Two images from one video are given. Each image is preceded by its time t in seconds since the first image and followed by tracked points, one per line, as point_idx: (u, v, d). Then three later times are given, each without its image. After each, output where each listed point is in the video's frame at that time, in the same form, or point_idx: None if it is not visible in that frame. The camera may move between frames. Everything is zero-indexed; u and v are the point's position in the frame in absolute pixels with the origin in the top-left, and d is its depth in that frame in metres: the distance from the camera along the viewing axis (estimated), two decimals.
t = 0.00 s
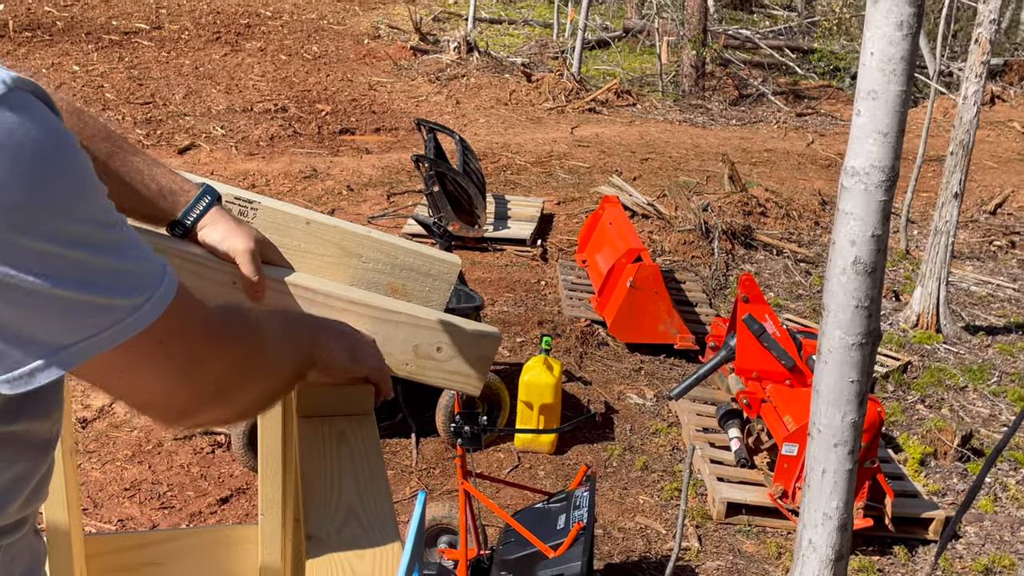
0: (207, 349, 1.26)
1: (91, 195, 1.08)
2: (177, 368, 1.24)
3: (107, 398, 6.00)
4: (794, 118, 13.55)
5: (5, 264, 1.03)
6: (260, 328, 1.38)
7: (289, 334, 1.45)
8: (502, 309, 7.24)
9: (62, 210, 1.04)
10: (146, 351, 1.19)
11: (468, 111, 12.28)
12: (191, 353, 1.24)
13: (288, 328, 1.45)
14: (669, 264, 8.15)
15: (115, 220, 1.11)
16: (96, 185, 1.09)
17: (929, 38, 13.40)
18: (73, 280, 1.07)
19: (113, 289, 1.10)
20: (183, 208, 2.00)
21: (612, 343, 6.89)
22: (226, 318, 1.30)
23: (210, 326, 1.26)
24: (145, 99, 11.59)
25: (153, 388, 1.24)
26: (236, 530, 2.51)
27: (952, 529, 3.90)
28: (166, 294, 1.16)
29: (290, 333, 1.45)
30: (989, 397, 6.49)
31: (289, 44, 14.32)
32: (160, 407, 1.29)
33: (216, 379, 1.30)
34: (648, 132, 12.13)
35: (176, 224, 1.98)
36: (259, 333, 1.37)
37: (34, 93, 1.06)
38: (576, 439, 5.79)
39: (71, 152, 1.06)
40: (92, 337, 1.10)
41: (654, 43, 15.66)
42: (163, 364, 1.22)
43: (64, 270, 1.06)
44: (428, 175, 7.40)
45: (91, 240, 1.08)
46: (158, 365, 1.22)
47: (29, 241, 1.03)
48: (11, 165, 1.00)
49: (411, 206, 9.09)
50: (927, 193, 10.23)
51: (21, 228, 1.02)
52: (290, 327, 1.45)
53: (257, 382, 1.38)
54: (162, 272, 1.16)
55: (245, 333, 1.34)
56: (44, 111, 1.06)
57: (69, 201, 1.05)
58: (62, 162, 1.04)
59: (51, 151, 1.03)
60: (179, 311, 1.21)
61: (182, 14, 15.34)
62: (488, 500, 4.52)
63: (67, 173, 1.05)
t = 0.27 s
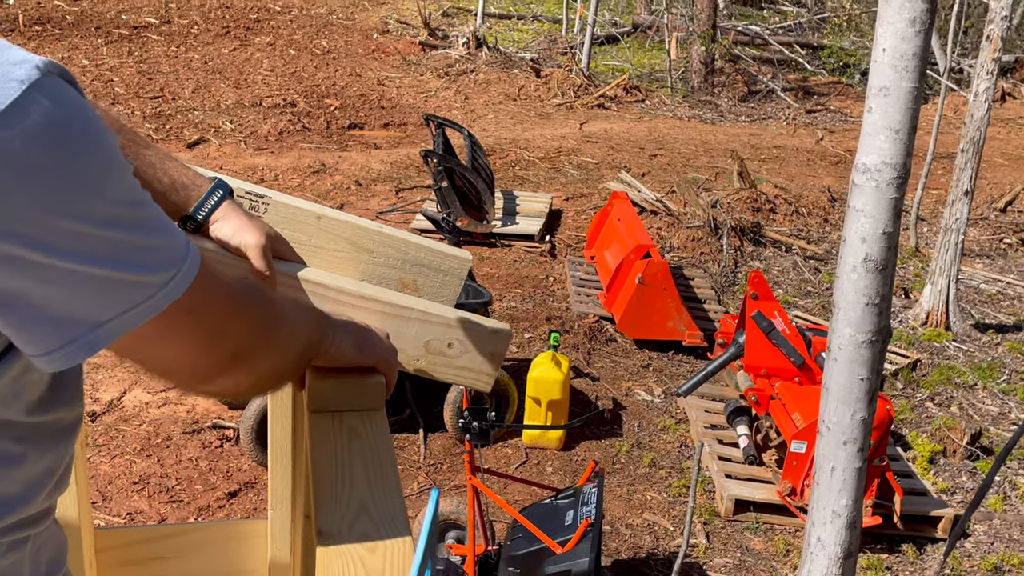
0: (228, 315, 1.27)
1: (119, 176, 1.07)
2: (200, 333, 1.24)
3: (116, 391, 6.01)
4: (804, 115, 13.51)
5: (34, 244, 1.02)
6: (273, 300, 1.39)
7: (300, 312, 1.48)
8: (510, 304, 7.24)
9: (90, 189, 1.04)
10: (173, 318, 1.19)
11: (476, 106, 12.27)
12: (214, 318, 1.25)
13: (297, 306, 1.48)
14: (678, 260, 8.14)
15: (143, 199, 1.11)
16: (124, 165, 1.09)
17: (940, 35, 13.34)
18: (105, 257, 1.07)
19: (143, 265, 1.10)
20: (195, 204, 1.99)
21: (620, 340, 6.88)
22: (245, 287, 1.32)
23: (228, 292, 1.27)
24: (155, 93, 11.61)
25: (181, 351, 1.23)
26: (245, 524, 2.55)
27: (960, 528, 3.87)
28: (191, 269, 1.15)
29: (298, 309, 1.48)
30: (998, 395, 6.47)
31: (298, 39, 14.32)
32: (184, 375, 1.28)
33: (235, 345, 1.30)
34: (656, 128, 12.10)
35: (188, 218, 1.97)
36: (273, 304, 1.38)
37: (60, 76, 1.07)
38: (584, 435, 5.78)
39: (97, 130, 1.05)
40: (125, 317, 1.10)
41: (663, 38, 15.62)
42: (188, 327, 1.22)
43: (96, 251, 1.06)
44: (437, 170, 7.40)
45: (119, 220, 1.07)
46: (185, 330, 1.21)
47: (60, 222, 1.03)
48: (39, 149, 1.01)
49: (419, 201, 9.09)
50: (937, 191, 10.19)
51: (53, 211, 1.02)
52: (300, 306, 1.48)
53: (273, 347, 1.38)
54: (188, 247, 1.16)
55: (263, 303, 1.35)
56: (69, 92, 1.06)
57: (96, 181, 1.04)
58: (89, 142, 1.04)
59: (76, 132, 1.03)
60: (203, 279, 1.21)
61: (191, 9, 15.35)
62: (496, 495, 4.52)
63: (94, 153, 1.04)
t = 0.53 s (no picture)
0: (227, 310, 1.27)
1: (126, 165, 1.08)
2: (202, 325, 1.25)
3: (123, 385, 6.04)
4: (811, 112, 13.48)
5: (43, 238, 1.03)
6: (280, 293, 1.40)
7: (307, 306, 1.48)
8: (516, 301, 7.24)
9: (97, 181, 1.04)
10: (178, 310, 1.20)
11: (483, 102, 12.27)
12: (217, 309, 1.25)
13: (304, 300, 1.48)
14: (684, 257, 8.13)
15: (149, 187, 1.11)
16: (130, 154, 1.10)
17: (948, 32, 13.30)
18: (116, 249, 1.08)
19: (151, 255, 1.11)
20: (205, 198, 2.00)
21: (626, 336, 6.88)
22: (251, 280, 1.32)
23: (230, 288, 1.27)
24: (162, 88, 11.63)
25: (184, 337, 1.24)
26: (251, 519, 2.55)
27: (965, 526, 3.86)
28: (198, 257, 1.17)
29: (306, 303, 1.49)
30: (1005, 393, 6.46)
31: (305, 34, 14.33)
32: (191, 363, 1.28)
33: (238, 336, 1.30)
34: (663, 124, 12.09)
35: (197, 213, 1.98)
36: (278, 296, 1.39)
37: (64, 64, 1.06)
38: (589, 431, 5.79)
39: (105, 121, 1.06)
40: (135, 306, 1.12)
41: (670, 35, 15.59)
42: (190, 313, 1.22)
43: (106, 242, 1.07)
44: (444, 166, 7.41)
45: (127, 210, 1.08)
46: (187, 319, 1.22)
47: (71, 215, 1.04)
48: (49, 142, 1.01)
49: (425, 197, 9.10)
50: (944, 188, 10.16)
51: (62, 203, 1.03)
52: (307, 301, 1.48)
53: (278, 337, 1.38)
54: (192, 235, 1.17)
55: (268, 296, 1.35)
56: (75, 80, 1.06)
57: (102, 172, 1.05)
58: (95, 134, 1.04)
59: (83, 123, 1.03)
60: (207, 270, 1.22)
61: (199, 4, 15.36)
62: (501, 491, 4.53)
63: (101, 144, 1.04)
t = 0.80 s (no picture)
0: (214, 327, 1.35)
1: (113, 185, 1.12)
2: (189, 339, 1.34)
3: (127, 381, 6.05)
4: (817, 110, 13.44)
5: (28, 259, 1.07)
6: (273, 303, 1.46)
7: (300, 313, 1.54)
8: (520, 298, 7.24)
9: (83, 202, 1.08)
10: (164, 323, 1.29)
11: (488, 99, 12.26)
12: (207, 324, 1.34)
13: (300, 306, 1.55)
14: (688, 255, 8.12)
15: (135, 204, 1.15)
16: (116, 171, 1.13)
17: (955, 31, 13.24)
18: (102, 267, 1.12)
19: (140, 271, 1.16)
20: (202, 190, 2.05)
21: (629, 334, 6.88)
22: (239, 291, 1.40)
23: (218, 305, 1.34)
24: (167, 84, 11.64)
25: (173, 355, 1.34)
26: (254, 517, 2.57)
27: (969, 526, 3.85)
28: (185, 270, 1.22)
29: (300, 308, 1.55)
30: (1009, 393, 6.45)
31: (310, 30, 14.32)
32: (180, 370, 1.38)
33: (227, 342, 1.39)
34: (668, 122, 12.06)
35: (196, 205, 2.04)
36: (270, 306, 1.45)
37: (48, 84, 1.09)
38: (592, 429, 5.79)
39: (93, 142, 1.09)
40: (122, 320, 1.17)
41: (676, 32, 15.55)
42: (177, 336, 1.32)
43: (94, 262, 1.11)
44: (448, 163, 7.41)
45: (112, 229, 1.12)
46: (175, 335, 1.31)
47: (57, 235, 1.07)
48: (34, 164, 1.04)
49: (430, 194, 9.10)
50: (949, 187, 10.14)
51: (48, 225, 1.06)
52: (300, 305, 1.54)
53: (269, 345, 1.46)
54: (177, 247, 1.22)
55: (258, 306, 1.42)
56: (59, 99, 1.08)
57: (88, 192, 1.08)
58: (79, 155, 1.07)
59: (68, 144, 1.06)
60: (195, 284, 1.31)
61: None
62: (503, 489, 4.53)
63: (84, 166, 1.07)
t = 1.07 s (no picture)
0: (209, 380, 1.26)
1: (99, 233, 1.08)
2: (178, 392, 1.24)
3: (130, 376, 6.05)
4: (821, 108, 13.42)
5: None
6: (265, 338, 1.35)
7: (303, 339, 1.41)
8: (524, 295, 7.24)
9: (58, 247, 1.05)
10: (146, 377, 1.19)
11: (493, 96, 12.25)
12: (188, 375, 1.23)
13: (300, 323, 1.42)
14: (692, 253, 8.11)
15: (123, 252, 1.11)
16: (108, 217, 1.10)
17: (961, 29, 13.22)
18: (72, 313, 1.08)
19: (114, 319, 1.10)
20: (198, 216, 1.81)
21: (633, 332, 6.88)
22: (231, 334, 1.30)
23: (211, 355, 1.24)
24: (172, 79, 11.63)
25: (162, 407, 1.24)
26: (257, 512, 2.54)
27: (972, 526, 3.84)
28: (167, 326, 1.15)
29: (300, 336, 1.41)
30: (1013, 393, 6.44)
31: (315, 26, 14.31)
32: (178, 424, 1.28)
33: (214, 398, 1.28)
34: (673, 120, 12.05)
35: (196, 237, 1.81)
36: (265, 340, 1.35)
37: (54, 120, 1.07)
38: (595, 427, 5.79)
39: (85, 190, 1.06)
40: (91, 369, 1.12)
41: (681, 30, 15.53)
42: (159, 385, 1.21)
43: (63, 308, 1.07)
44: (452, 159, 7.41)
45: (89, 275, 1.07)
46: (162, 389, 1.22)
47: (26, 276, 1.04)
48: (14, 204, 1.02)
49: (434, 191, 9.10)
50: (954, 187, 10.12)
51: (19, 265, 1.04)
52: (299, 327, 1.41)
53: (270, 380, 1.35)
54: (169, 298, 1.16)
55: (251, 349, 1.32)
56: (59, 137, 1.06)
57: (65, 237, 1.05)
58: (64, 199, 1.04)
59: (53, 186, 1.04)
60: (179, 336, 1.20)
61: None
62: (507, 486, 4.53)
63: (66, 212, 1.05)
